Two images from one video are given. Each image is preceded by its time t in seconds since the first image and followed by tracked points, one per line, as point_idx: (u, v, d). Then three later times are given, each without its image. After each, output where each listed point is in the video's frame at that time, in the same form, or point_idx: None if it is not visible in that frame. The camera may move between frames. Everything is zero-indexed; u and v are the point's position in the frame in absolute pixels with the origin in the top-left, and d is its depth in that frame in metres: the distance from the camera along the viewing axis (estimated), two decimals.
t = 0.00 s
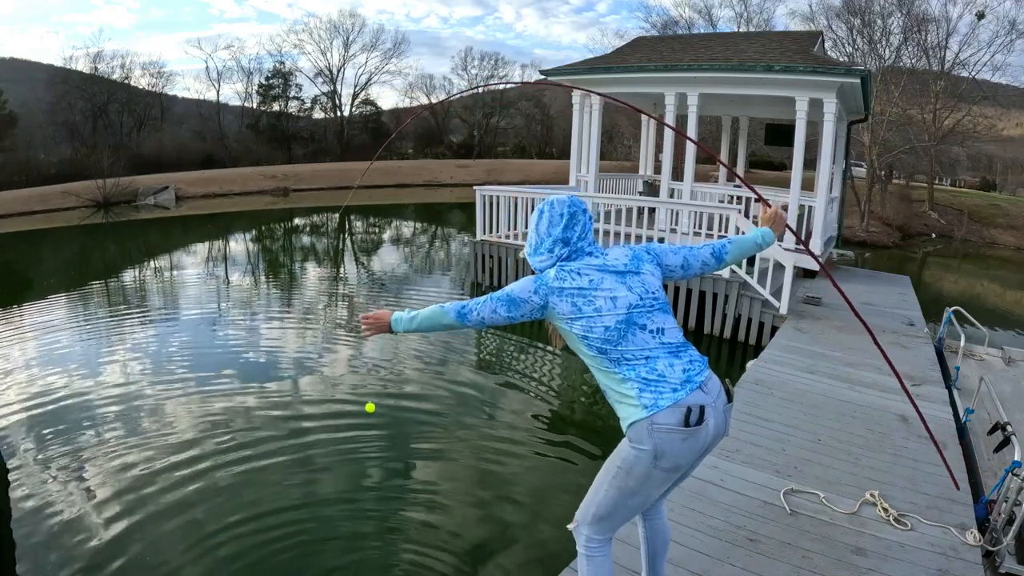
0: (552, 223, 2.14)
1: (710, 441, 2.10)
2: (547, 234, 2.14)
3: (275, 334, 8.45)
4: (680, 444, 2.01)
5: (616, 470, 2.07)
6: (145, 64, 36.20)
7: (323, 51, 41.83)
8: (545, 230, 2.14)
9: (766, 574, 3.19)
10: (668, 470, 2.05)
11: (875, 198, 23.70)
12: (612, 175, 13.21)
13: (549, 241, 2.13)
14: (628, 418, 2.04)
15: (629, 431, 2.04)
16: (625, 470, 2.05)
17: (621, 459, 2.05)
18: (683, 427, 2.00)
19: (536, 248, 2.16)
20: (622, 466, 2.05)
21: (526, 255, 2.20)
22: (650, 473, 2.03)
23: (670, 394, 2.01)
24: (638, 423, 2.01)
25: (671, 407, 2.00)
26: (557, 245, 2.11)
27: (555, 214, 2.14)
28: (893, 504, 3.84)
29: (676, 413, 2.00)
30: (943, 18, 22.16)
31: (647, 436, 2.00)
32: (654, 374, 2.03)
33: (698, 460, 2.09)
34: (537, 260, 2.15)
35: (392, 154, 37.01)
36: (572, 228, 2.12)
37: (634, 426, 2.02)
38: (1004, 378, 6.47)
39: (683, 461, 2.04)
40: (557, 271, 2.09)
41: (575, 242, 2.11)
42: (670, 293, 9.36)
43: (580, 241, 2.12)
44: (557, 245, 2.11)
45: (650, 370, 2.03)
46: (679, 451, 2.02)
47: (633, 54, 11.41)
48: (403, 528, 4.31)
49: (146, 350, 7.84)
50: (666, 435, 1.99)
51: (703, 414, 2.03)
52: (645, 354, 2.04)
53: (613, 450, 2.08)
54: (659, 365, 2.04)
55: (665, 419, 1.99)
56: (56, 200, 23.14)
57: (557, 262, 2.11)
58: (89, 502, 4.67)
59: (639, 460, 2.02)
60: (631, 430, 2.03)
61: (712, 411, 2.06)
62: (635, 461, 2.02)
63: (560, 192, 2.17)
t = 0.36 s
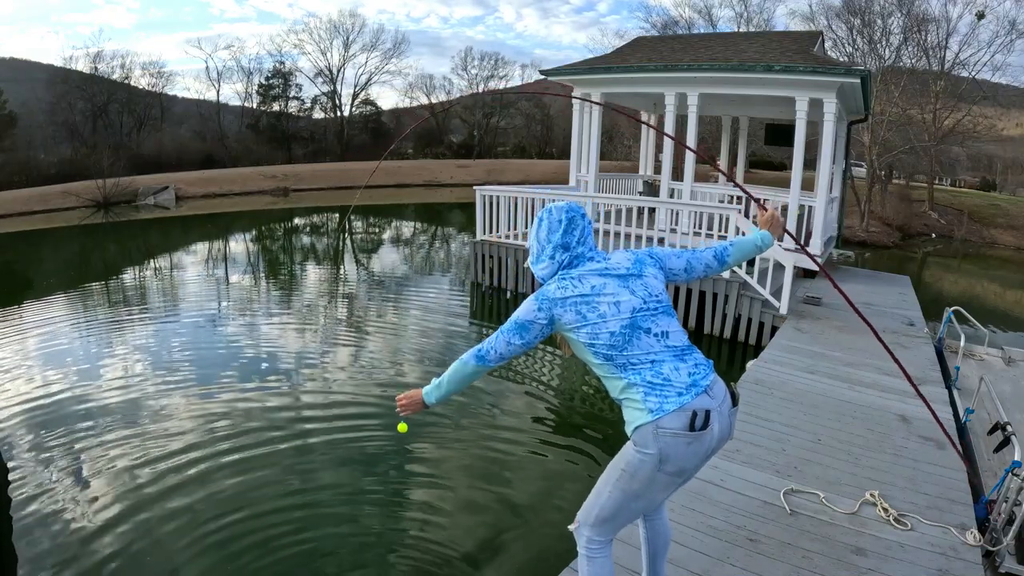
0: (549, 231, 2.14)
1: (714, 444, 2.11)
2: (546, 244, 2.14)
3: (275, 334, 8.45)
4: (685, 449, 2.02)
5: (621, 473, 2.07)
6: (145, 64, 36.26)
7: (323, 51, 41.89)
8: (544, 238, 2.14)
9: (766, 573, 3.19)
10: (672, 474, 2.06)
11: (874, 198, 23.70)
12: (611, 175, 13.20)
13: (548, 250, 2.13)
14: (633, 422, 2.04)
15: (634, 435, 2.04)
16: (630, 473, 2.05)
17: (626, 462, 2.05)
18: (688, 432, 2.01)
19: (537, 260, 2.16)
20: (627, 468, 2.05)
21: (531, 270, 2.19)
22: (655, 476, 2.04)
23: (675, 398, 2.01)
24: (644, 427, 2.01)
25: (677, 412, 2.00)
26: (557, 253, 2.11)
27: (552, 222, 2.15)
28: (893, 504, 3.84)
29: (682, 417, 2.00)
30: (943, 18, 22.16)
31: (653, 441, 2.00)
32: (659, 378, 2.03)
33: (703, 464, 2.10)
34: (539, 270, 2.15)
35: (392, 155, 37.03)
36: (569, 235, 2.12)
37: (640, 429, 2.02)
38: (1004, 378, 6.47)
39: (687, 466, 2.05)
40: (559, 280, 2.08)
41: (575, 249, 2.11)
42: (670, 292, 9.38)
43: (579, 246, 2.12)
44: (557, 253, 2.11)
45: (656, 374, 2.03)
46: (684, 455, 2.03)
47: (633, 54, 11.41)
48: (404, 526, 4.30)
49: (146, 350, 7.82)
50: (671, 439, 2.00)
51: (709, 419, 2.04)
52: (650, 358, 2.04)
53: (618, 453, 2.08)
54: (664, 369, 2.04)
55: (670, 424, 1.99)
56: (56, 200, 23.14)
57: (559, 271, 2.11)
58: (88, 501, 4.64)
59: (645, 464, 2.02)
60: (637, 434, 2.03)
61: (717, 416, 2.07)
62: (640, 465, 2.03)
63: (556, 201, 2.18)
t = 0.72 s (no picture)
0: (544, 249, 2.17)
1: (729, 448, 2.13)
2: (544, 261, 2.16)
3: (276, 334, 8.45)
4: (705, 453, 2.03)
5: (637, 479, 2.06)
6: (145, 64, 36.27)
7: (323, 51, 41.92)
8: (541, 255, 2.17)
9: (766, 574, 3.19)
10: (690, 479, 2.07)
11: (875, 198, 23.69)
12: (612, 175, 13.19)
13: (545, 267, 2.15)
14: (651, 431, 2.03)
15: (653, 443, 2.03)
16: (648, 480, 2.04)
17: (643, 469, 2.05)
18: (709, 437, 2.02)
19: (535, 277, 2.18)
20: (645, 475, 2.05)
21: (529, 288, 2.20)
22: (673, 482, 2.05)
23: (693, 403, 2.01)
24: (663, 434, 2.00)
25: (697, 417, 2.01)
26: (554, 269, 2.13)
27: (546, 240, 2.17)
28: (893, 504, 3.84)
29: (703, 423, 2.01)
30: (943, 18, 22.17)
31: (674, 447, 2.00)
32: (674, 385, 2.03)
33: (718, 467, 2.12)
34: (537, 287, 2.17)
35: (392, 155, 37.03)
36: (566, 250, 2.15)
37: (659, 437, 2.01)
38: (1004, 378, 6.48)
39: (705, 471, 2.06)
40: (562, 293, 2.08)
41: (573, 265, 2.13)
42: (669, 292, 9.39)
43: (576, 261, 2.14)
44: (554, 270, 2.14)
45: (672, 380, 2.03)
46: (703, 460, 2.04)
47: (633, 54, 11.40)
48: (405, 526, 4.29)
49: (146, 350, 7.81)
50: (692, 445, 2.00)
51: (727, 423, 2.05)
52: (663, 364, 2.04)
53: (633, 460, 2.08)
54: (679, 374, 2.04)
55: (692, 429, 2.00)
56: (57, 200, 23.15)
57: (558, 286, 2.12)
58: (89, 502, 4.64)
59: (664, 471, 2.02)
60: (656, 441, 2.02)
61: (734, 420, 2.09)
62: (659, 472, 2.03)
63: (550, 219, 2.21)
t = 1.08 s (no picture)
0: (533, 259, 2.16)
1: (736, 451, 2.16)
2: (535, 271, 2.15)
3: (276, 334, 8.44)
4: (721, 458, 2.04)
5: (648, 488, 2.06)
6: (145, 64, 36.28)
7: (324, 51, 41.95)
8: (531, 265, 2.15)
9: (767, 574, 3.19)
10: (705, 485, 2.08)
11: (874, 198, 23.69)
12: (612, 175, 13.19)
13: (537, 277, 2.15)
14: (664, 438, 2.01)
15: (666, 450, 2.01)
16: (660, 488, 2.04)
17: (656, 477, 2.04)
18: (723, 441, 2.04)
19: (527, 288, 2.17)
20: (657, 481, 2.04)
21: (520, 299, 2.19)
22: (688, 488, 2.06)
23: (706, 408, 2.02)
24: (680, 441, 1.99)
25: (712, 422, 2.02)
26: (546, 278, 2.13)
27: (535, 249, 2.16)
28: (893, 504, 3.84)
29: (718, 427, 2.02)
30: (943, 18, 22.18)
31: (690, 454, 2.00)
32: (685, 389, 2.03)
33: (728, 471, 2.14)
34: (529, 299, 2.16)
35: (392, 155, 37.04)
36: (555, 259, 2.14)
37: (674, 444, 2.00)
38: (1004, 378, 6.48)
39: (719, 477, 2.08)
40: (558, 300, 2.07)
41: (565, 273, 2.13)
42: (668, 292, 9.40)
43: (568, 269, 2.14)
44: (544, 279, 2.13)
45: (683, 385, 2.03)
46: (717, 466, 2.06)
47: (634, 54, 11.40)
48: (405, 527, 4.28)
49: (146, 350, 7.81)
50: (709, 449, 2.01)
51: (739, 426, 2.08)
52: (672, 367, 2.04)
53: (643, 469, 2.07)
54: (689, 377, 2.05)
55: (709, 434, 2.00)
56: (57, 200, 23.14)
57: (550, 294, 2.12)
58: (89, 502, 4.63)
59: (680, 478, 2.02)
60: (671, 448, 2.00)
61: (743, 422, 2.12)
62: (674, 479, 2.03)
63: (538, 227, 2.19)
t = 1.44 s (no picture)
0: (492, 286, 2.13)
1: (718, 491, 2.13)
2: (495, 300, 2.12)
3: (276, 334, 8.44)
4: (701, 504, 2.01)
5: (620, 534, 2.07)
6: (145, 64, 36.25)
7: (324, 51, 41.92)
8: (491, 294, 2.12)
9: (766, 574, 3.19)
10: (684, 531, 2.06)
11: (875, 198, 23.68)
12: (612, 175, 13.18)
13: (497, 307, 2.12)
14: (640, 483, 1.98)
15: (642, 497, 1.99)
16: (634, 534, 2.05)
17: (630, 523, 2.04)
18: (703, 488, 2.00)
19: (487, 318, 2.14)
20: (631, 527, 2.04)
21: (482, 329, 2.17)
22: (664, 535, 2.05)
23: (685, 451, 1.98)
24: (657, 487, 1.96)
25: (691, 467, 1.98)
26: (506, 308, 2.10)
27: (494, 275, 2.13)
28: (893, 504, 3.84)
29: (698, 474, 1.98)
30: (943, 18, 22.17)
31: (667, 502, 1.98)
32: (662, 430, 1.99)
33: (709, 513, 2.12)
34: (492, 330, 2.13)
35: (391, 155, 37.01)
36: (515, 287, 2.11)
37: (651, 490, 1.97)
38: (1004, 378, 6.48)
39: (698, 523, 2.05)
40: (521, 331, 2.04)
41: (524, 301, 2.10)
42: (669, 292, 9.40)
43: (529, 297, 2.11)
44: (504, 308, 2.11)
45: (660, 425, 1.99)
46: (697, 515, 2.03)
47: (634, 54, 11.40)
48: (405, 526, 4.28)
49: (146, 350, 7.80)
50: (688, 497, 1.98)
51: (721, 469, 2.03)
52: (647, 405, 2.00)
53: (617, 516, 2.07)
54: (666, 415, 2.00)
55: (687, 482, 1.97)
56: (56, 200, 23.13)
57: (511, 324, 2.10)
58: (89, 501, 4.62)
59: (656, 525, 2.01)
60: (646, 496, 1.98)
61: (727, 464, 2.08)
62: (650, 526, 2.02)
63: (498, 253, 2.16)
